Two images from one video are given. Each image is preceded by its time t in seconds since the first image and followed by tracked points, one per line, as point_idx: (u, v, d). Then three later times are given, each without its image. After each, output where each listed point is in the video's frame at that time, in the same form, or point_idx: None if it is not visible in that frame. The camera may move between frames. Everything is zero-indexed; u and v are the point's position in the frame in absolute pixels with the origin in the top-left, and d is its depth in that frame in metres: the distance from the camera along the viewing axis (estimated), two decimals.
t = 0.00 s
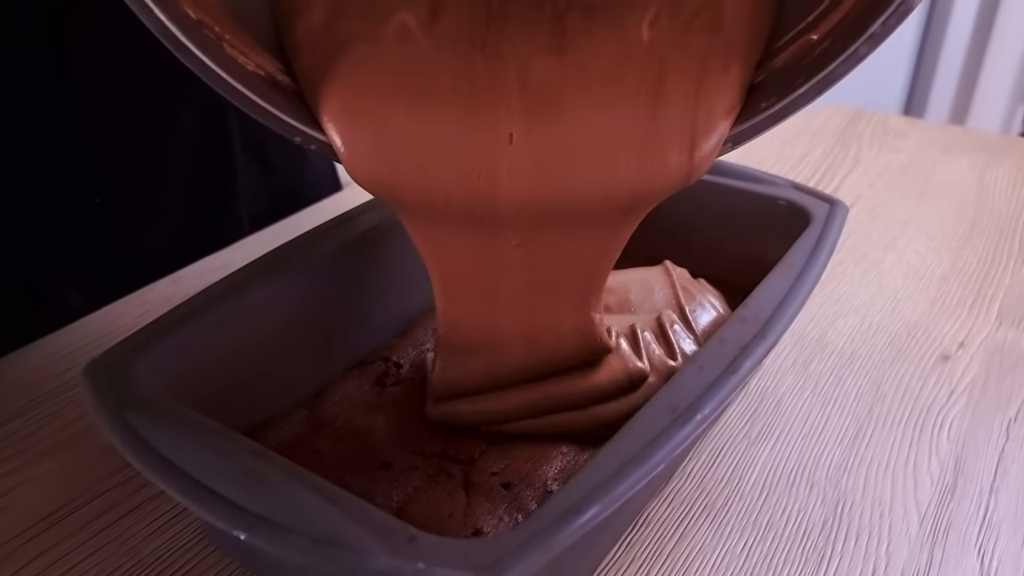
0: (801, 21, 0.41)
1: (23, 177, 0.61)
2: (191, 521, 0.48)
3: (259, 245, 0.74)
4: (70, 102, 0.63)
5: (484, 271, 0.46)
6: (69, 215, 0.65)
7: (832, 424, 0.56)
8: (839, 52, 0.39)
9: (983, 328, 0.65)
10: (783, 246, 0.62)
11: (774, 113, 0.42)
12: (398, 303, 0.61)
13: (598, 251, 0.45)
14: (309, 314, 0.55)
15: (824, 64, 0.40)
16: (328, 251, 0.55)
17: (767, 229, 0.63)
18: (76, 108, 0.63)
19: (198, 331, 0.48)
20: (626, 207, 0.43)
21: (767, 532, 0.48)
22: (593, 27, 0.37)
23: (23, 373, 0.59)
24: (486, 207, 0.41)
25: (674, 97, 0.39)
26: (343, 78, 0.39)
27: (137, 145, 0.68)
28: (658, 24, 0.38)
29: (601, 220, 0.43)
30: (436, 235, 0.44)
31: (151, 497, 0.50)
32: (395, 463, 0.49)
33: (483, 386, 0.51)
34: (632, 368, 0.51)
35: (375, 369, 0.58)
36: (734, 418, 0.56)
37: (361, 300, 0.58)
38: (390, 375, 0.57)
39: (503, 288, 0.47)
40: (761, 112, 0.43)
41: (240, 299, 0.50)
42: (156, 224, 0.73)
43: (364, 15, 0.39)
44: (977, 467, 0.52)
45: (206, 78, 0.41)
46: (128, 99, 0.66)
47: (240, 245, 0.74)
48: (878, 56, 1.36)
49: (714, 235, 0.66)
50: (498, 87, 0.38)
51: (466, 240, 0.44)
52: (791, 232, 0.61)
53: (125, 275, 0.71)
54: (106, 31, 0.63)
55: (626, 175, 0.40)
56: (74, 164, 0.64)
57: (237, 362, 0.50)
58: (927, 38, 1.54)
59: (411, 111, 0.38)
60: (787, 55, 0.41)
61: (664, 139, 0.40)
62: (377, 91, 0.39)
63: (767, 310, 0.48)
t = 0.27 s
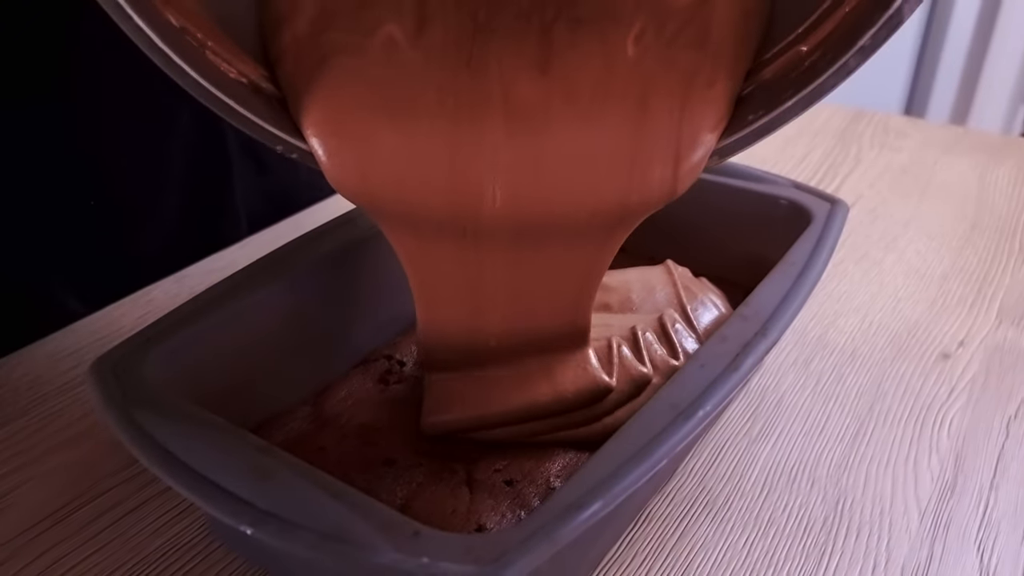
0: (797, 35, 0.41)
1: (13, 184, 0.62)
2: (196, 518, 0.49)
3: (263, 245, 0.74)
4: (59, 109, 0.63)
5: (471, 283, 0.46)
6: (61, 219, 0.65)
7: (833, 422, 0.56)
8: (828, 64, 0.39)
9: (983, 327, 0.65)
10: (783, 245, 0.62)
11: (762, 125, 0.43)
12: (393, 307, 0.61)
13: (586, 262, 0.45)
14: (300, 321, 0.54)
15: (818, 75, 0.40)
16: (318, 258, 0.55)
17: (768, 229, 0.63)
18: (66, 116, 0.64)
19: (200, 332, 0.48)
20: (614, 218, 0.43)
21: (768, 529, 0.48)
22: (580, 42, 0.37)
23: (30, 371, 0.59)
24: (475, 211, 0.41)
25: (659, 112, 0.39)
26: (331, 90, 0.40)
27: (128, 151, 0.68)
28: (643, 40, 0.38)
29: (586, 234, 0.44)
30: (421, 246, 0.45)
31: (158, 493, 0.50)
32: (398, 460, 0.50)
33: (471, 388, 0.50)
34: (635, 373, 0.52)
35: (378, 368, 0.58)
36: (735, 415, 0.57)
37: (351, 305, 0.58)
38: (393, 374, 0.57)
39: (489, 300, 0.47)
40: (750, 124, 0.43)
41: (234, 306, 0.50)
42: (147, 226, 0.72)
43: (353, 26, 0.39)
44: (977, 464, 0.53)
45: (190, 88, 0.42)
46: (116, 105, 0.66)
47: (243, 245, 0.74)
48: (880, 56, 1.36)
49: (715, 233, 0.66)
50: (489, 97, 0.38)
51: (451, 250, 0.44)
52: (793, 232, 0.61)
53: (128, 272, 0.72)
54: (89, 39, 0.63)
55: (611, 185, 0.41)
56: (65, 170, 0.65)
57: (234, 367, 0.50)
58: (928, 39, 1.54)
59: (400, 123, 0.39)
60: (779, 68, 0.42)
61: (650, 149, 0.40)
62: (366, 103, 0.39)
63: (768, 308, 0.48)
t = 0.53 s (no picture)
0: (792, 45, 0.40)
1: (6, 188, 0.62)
2: (202, 516, 0.49)
3: (266, 245, 0.74)
4: (51, 113, 0.63)
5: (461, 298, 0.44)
6: (55, 221, 0.66)
7: (835, 421, 0.56)
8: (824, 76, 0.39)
9: (985, 325, 0.65)
10: (785, 245, 0.62)
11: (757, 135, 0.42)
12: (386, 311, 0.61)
13: (577, 272, 0.44)
14: (291, 326, 0.54)
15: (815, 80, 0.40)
16: (306, 263, 0.54)
17: (767, 228, 0.64)
18: (60, 121, 0.64)
19: (200, 332, 0.48)
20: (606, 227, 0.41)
21: (770, 527, 0.48)
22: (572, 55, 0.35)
23: (35, 369, 0.59)
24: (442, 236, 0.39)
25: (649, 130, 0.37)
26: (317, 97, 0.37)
27: (122, 154, 0.68)
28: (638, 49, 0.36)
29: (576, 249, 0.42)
30: (408, 256, 0.43)
31: (164, 491, 0.51)
32: (402, 458, 0.50)
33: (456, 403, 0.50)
34: (640, 376, 0.52)
35: (382, 366, 0.58)
36: (737, 414, 0.57)
37: (340, 309, 0.57)
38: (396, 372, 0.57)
39: (478, 318, 0.45)
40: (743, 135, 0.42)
41: (227, 310, 0.50)
42: (140, 228, 0.72)
43: (344, 33, 0.36)
44: (978, 462, 0.53)
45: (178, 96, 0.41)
46: (110, 108, 0.66)
47: (247, 244, 0.75)
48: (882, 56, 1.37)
49: (718, 232, 0.66)
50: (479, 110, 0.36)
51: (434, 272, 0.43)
52: (795, 232, 0.61)
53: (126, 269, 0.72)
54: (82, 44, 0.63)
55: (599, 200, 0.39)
56: (60, 172, 0.65)
57: (231, 371, 0.50)
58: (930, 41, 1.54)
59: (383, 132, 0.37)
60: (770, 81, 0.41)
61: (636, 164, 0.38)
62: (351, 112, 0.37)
63: (770, 307, 0.48)
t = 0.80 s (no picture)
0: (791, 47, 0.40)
1: None
2: (205, 514, 0.49)
3: (269, 245, 0.74)
4: (41, 117, 0.63)
5: (449, 308, 0.44)
6: (50, 224, 0.66)
7: (837, 420, 0.56)
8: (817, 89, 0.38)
9: (987, 325, 0.65)
10: (789, 243, 0.62)
11: (748, 151, 0.42)
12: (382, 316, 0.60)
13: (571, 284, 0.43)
14: (288, 330, 0.53)
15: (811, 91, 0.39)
16: (304, 267, 0.54)
17: (768, 228, 0.64)
18: (51, 124, 0.64)
19: (201, 331, 0.48)
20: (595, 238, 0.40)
21: (772, 525, 0.49)
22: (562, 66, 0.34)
23: (39, 368, 0.59)
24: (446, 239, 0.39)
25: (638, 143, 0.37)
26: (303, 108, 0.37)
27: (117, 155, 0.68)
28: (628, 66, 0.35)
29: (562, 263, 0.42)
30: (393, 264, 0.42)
31: (167, 489, 0.51)
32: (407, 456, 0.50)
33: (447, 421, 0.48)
34: (643, 377, 0.53)
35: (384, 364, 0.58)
36: (740, 413, 0.57)
37: (338, 314, 0.57)
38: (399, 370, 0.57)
39: (466, 327, 0.44)
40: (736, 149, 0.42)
41: (227, 311, 0.50)
42: (134, 231, 0.72)
43: (335, 42, 0.35)
44: (980, 461, 0.53)
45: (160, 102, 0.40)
46: (103, 110, 0.66)
47: (249, 243, 0.75)
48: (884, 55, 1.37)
49: (722, 231, 0.66)
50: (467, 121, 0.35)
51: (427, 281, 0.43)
52: (797, 231, 0.61)
53: (123, 271, 0.72)
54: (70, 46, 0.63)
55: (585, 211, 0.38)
56: (54, 175, 0.65)
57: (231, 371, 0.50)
58: (931, 41, 1.54)
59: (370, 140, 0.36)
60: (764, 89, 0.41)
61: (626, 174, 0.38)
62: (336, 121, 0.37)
63: (772, 306, 0.48)
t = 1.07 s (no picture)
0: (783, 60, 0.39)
1: None
2: (209, 510, 0.49)
3: (272, 245, 0.74)
4: (34, 117, 0.62)
5: (438, 320, 0.43)
6: (44, 226, 0.64)
7: (841, 416, 0.56)
8: (811, 104, 0.36)
9: (990, 321, 0.65)
10: (792, 241, 0.63)
11: (737, 167, 0.40)
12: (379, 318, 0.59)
13: (570, 292, 0.42)
14: (274, 341, 0.52)
15: (803, 112, 0.37)
16: (299, 269, 0.54)
17: (772, 225, 0.64)
18: (44, 124, 0.62)
19: (206, 329, 0.48)
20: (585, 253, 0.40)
21: (776, 520, 0.49)
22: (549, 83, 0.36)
23: (44, 366, 0.60)
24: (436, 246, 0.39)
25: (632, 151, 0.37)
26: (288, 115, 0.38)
27: (113, 156, 0.66)
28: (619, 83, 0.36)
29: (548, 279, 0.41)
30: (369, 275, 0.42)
31: (171, 485, 0.51)
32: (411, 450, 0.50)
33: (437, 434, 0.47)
34: (647, 376, 0.53)
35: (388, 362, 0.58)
36: (743, 409, 0.57)
37: (323, 325, 0.55)
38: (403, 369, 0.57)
39: (458, 339, 0.43)
40: (723, 164, 0.40)
41: (227, 312, 0.49)
42: (132, 236, 0.70)
43: (325, 57, 0.37)
44: (984, 457, 0.53)
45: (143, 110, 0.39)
46: (98, 109, 0.64)
47: (254, 241, 0.75)
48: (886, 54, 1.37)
49: (725, 230, 0.67)
50: (452, 133, 0.36)
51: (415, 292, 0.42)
52: (800, 229, 0.62)
53: (120, 274, 0.71)
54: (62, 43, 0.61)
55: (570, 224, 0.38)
56: (52, 177, 0.64)
57: (236, 371, 0.50)
58: (933, 40, 1.54)
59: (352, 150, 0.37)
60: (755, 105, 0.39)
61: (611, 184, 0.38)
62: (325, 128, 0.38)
63: (776, 303, 0.48)
